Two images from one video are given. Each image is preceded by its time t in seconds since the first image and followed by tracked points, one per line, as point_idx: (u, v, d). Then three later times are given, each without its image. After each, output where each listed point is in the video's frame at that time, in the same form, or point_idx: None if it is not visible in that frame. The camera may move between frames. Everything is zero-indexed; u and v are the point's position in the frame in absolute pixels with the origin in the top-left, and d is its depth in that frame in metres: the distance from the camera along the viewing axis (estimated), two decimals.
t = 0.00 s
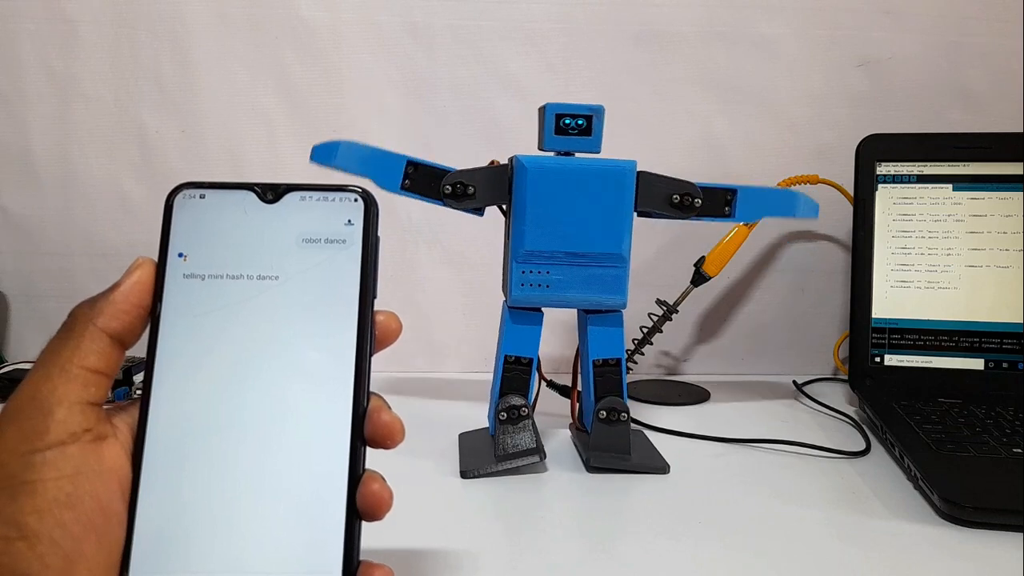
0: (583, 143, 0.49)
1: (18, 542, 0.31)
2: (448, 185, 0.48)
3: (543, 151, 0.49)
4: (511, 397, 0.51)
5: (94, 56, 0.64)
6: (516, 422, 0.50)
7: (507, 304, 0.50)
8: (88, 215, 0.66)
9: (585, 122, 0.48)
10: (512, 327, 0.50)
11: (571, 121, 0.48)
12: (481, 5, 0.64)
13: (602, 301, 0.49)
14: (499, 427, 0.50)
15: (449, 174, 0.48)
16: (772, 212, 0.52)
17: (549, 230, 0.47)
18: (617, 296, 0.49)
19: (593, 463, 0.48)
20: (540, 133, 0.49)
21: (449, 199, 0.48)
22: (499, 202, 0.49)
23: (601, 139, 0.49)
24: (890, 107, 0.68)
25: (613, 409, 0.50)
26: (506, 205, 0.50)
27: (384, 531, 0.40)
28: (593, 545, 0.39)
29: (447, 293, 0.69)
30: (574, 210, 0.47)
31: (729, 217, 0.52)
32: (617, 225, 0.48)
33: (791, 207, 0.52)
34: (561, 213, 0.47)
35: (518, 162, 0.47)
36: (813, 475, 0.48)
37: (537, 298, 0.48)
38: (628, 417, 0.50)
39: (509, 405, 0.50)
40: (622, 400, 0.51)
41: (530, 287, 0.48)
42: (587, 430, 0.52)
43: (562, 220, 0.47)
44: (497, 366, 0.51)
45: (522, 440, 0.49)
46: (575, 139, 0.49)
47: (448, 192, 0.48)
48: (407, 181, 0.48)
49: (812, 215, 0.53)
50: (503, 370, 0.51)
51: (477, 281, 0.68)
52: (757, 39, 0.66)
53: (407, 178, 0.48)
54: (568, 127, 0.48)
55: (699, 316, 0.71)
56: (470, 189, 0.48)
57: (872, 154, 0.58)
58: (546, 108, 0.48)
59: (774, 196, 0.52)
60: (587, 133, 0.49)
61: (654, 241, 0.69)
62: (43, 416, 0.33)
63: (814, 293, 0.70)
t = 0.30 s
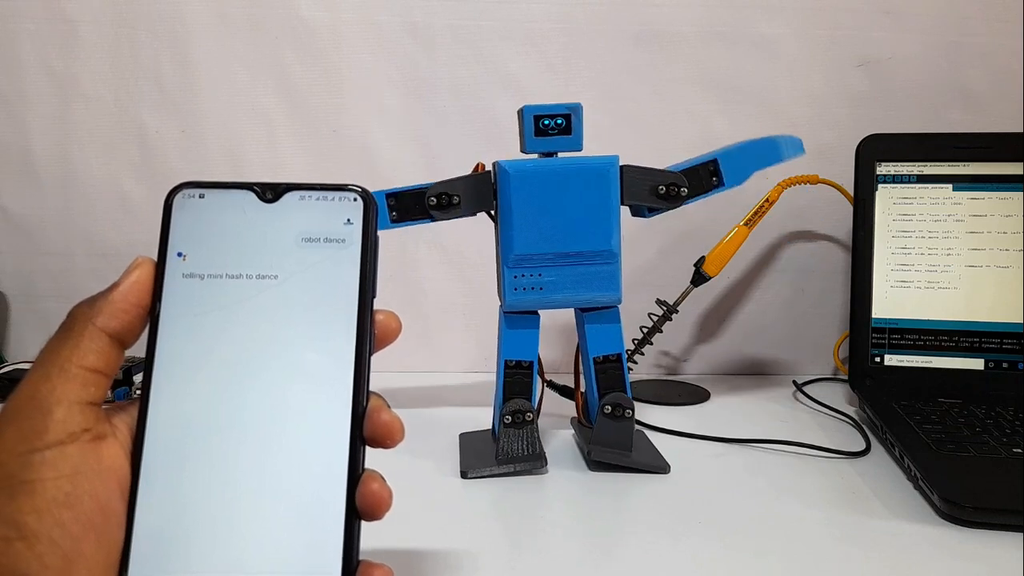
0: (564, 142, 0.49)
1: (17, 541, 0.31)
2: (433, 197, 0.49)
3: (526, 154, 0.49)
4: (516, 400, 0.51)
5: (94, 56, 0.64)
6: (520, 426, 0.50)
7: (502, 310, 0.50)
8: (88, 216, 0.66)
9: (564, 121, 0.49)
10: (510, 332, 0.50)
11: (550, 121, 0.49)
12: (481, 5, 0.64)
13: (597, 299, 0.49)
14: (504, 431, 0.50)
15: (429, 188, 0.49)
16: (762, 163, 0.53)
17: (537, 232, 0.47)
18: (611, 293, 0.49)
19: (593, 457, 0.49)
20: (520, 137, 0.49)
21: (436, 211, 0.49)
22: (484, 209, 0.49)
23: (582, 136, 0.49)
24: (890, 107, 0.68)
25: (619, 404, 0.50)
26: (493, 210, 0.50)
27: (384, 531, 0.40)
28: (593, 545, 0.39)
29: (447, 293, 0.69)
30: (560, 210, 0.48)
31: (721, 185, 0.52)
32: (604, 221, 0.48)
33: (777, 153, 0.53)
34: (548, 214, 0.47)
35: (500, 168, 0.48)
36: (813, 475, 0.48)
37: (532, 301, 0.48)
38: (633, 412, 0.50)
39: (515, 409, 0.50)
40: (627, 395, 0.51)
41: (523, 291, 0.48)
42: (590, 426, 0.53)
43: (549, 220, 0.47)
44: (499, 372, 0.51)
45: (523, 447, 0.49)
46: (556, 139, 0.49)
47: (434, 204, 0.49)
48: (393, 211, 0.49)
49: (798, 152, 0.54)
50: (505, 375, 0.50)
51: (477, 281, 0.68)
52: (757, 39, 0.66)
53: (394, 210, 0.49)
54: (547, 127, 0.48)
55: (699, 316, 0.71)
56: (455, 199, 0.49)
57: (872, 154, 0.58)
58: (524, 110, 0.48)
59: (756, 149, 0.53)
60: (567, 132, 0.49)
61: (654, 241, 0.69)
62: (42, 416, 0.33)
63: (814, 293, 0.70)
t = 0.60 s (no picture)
0: (548, 144, 0.49)
1: (16, 541, 0.31)
2: (420, 209, 0.48)
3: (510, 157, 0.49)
4: (519, 404, 0.50)
5: (94, 56, 0.64)
6: (522, 430, 0.49)
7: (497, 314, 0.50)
8: (87, 216, 0.66)
9: (546, 122, 0.48)
10: (507, 337, 0.50)
11: (532, 124, 0.48)
12: (481, 5, 0.64)
13: (592, 298, 0.49)
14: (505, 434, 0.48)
15: (417, 200, 0.49)
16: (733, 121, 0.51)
17: (528, 235, 0.47)
18: (606, 291, 0.49)
19: (594, 452, 0.49)
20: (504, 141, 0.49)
21: (425, 223, 0.49)
22: (472, 216, 0.49)
23: (565, 136, 0.49)
24: (890, 107, 0.68)
25: (623, 401, 0.50)
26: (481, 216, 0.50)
27: (384, 531, 0.40)
28: (593, 545, 0.39)
29: (447, 293, 0.69)
30: (549, 212, 0.48)
31: (703, 159, 0.52)
32: (593, 221, 0.48)
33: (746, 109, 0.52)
34: (537, 217, 0.47)
35: (486, 174, 0.47)
36: (812, 475, 0.48)
37: (526, 304, 0.48)
38: (637, 409, 0.50)
39: (518, 413, 0.49)
40: (631, 392, 0.50)
41: (517, 295, 0.48)
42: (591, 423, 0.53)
43: (539, 224, 0.47)
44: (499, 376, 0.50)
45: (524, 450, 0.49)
46: (538, 141, 0.49)
47: (422, 215, 0.49)
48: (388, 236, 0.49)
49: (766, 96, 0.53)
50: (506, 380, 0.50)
51: (477, 281, 0.68)
52: (757, 39, 0.66)
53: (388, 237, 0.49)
54: (530, 130, 0.48)
55: (699, 316, 0.71)
56: (443, 210, 0.49)
57: (872, 154, 0.58)
58: (505, 116, 0.48)
59: (722, 112, 0.52)
60: (550, 134, 0.49)
61: (654, 241, 0.69)
62: (41, 416, 0.33)
63: (814, 293, 0.70)
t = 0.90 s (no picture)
0: (563, 142, 0.49)
1: (17, 543, 0.31)
2: (432, 198, 0.48)
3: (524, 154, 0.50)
4: (514, 400, 0.51)
5: (94, 56, 0.64)
6: (519, 426, 0.50)
7: (501, 309, 0.50)
8: (88, 215, 0.66)
9: (563, 121, 0.49)
10: (510, 333, 0.50)
11: (549, 121, 0.49)
12: (481, 5, 0.64)
13: (597, 300, 0.49)
14: (503, 431, 0.50)
15: (429, 188, 0.49)
16: (759, 159, 0.52)
17: (538, 232, 0.47)
18: (611, 293, 0.49)
19: (593, 457, 0.49)
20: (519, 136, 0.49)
21: (435, 212, 0.49)
22: (482, 209, 0.49)
23: (581, 136, 0.49)
24: (890, 107, 0.68)
25: (619, 405, 0.50)
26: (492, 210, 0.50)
27: (384, 531, 0.40)
28: (593, 545, 0.39)
29: (447, 293, 0.69)
30: (561, 211, 0.48)
31: (718, 184, 0.52)
32: (604, 222, 0.48)
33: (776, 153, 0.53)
34: (549, 214, 0.47)
35: (501, 168, 0.48)
36: (812, 475, 0.48)
37: (531, 301, 0.48)
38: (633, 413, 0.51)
39: (514, 409, 0.50)
40: (627, 395, 0.51)
41: (523, 291, 0.48)
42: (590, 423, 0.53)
43: (550, 221, 0.47)
44: (499, 371, 0.51)
45: (522, 447, 0.49)
46: (554, 139, 0.49)
47: (433, 205, 0.49)
48: (393, 209, 0.49)
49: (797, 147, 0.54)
50: (505, 375, 0.50)
51: (477, 281, 0.68)
52: (757, 39, 0.66)
53: (393, 210, 0.49)
54: (546, 127, 0.48)
55: (699, 316, 0.71)
56: (454, 201, 0.49)
57: (872, 154, 0.58)
58: (522, 111, 0.48)
59: (752, 145, 0.52)
60: (566, 132, 0.49)
61: (654, 241, 0.69)
62: (44, 418, 0.33)
63: (814, 293, 0.70)
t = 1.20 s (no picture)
0: (580, 142, 0.49)
1: (17, 543, 0.31)
2: (446, 186, 0.48)
3: (541, 151, 0.50)
4: (510, 396, 0.51)
5: (94, 56, 0.64)
6: (516, 422, 0.50)
7: (506, 304, 0.50)
8: (88, 215, 0.66)
9: (583, 122, 0.49)
10: (512, 328, 0.50)
11: (568, 121, 0.49)
12: (481, 5, 0.64)
13: (603, 302, 0.49)
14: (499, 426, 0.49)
15: (447, 175, 0.49)
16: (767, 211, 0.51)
17: (548, 230, 0.47)
18: (617, 296, 0.49)
19: (592, 463, 0.48)
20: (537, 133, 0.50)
21: (448, 200, 0.48)
22: (497, 202, 0.49)
23: (599, 138, 0.49)
24: (890, 107, 0.68)
25: (614, 409, 0.50)
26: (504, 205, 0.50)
27: (384, 531, 0.40)
28: (593, 545, 0.39)
29: (447, 293, 0.69)
30: (574, 210, 0.47)
31: (727, 216, 0.51)
32: (616, 224, 0.48)
33: (788, 209, 0.51)
34: (561, 213, 0.47)
35: (517, 162, 0.47)
36: (812, 475, 0.48)
37: (536, 298, 0.48)
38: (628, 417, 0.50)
39: (509, 406, 0.50)
40: (622, 400, 0.51)
41: (529, 287, 0.48)
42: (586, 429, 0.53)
43: (561, 220, 0.47)
44: (497, 366, 0.51)
45: (521, 441, 0.49)
46: (572, 139, 0.49)
47: (446, 193, 0.48)
48: (405, 177, 0.49)
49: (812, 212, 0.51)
50: (503, 371, 0.51)
51: (477, 281, 0.68)
52: (757, 39, 0.66)
53: (405, 179, 0.49)
54: (565, 127, 0.49)
55: (700, 316, 0.71)
56: (468, 191, 0.48)
57: (872, 154, 0.58)
58: (543, 108, 0.49)
59: (771, 194, 0.51)
60: (584, 133, 0.49)
61: (654, 241, 0.69)
62: (43, 417, 0.33)
63: (814, 294, 0.70)
